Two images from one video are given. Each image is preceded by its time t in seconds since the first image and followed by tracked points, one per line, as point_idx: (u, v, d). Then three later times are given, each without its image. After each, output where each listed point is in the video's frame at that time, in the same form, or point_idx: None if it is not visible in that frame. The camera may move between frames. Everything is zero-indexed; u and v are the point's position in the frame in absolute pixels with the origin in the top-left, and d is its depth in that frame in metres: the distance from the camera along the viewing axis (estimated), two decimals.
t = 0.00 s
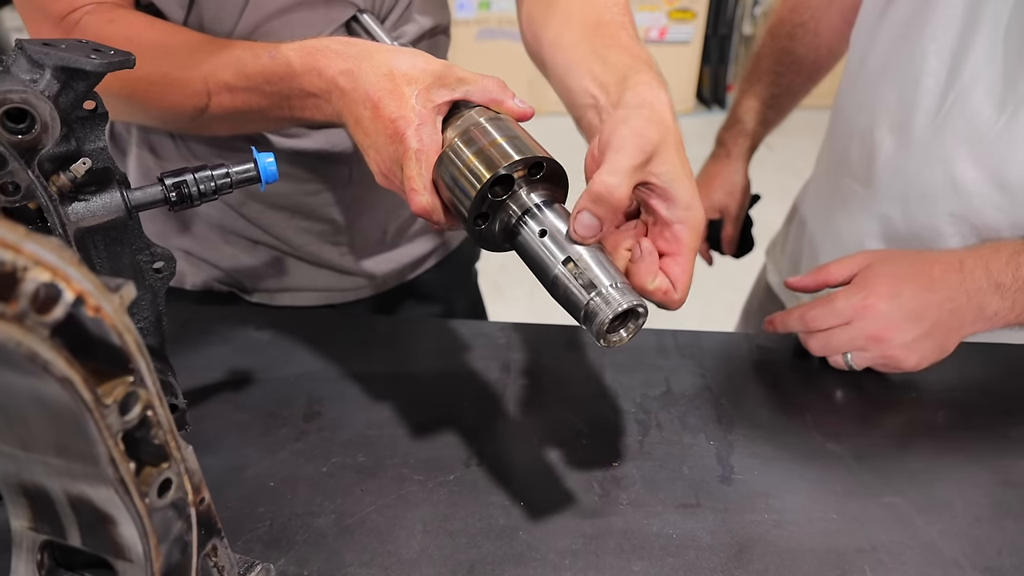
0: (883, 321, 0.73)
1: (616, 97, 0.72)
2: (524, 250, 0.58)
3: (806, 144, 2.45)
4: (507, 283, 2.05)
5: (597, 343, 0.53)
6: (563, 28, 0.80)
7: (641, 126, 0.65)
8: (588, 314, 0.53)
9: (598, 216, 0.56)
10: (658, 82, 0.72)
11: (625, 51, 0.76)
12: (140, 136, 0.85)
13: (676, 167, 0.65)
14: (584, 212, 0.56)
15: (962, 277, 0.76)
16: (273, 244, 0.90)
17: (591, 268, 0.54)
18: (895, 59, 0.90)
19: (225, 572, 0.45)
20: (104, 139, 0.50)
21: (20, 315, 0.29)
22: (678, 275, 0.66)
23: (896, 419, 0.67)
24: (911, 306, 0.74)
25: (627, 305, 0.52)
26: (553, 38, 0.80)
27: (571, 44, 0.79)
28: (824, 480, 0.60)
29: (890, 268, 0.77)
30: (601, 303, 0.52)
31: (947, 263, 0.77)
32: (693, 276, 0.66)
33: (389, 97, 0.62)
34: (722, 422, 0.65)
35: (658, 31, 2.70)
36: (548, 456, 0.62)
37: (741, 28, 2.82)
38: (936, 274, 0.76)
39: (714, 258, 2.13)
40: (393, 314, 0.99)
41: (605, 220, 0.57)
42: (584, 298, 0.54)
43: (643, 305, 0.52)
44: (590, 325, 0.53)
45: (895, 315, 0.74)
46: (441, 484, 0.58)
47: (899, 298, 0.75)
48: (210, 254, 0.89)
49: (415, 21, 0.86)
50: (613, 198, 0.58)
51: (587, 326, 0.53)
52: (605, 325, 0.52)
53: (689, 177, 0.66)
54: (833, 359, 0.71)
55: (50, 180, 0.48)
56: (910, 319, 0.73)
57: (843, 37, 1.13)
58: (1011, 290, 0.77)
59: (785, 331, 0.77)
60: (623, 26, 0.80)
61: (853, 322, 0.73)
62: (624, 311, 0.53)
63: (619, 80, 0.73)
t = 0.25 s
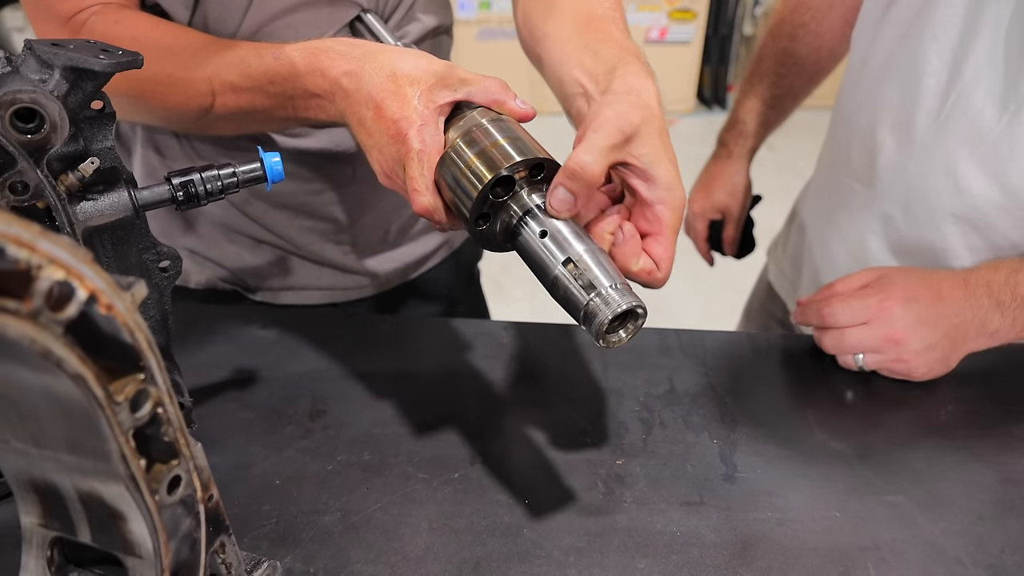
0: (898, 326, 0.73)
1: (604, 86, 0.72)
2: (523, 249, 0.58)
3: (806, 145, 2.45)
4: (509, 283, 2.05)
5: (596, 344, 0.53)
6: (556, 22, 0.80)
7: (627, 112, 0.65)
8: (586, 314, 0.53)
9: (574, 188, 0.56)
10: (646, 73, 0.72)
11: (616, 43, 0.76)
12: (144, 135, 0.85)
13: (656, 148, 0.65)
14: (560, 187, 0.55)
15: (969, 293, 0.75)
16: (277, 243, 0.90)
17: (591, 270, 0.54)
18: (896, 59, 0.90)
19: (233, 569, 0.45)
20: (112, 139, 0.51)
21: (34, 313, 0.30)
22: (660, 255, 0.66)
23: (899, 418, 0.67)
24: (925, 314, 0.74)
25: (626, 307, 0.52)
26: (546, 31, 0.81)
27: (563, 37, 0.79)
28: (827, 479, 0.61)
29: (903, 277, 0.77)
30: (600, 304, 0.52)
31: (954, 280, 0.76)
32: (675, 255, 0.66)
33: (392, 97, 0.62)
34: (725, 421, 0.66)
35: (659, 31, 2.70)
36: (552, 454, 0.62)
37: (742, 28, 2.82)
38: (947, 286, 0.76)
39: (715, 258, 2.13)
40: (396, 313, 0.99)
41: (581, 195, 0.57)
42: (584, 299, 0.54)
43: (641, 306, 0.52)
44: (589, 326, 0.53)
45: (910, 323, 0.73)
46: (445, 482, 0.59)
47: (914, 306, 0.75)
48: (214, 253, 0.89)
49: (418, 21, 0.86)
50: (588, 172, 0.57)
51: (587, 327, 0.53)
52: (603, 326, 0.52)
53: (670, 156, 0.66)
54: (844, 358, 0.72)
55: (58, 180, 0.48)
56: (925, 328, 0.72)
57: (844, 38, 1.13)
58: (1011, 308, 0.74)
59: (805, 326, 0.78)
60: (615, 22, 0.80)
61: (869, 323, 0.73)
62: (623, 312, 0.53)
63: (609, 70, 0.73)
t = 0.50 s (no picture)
0: (908, 318, 0.73)
1: (615, 106, 0.72)
2: (524, 250, 0.58)
3: (807, 145, 2.45)
4: (509, 283, 2.05)
5: (596, 345, 0.53)
6: (557, 33, 0.79)
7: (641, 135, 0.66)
8: (588, 315, 0.53)
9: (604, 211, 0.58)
10: (655, 91, 0.73)
11: (620, 58, 0.77)
12: (146, 135, 0.85)
13: (677, 175, 0.66)
14: (591, 210, 0.57)
15: (973, 297, 0.75)
16: (278, 243, 0.90)
17: (592, 271, 0.55)
18: (901, 61, 0.90)
19: (236, 571, 0.45)
20: (114, 139, 0.51)
21: (38, 314, 0.30)
22: (678, 279, 0.67)
23: (902, 419, 0.67)
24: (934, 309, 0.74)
25: (628, 307, 0.52)
26: (547, 43, 0.80)
27: (565, 51, 0.79)
28: (830, 480, 0.61)
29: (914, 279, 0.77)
30: (602, 305, 0.53)
31: (958, 283, 0.77)
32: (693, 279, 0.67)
33: (394, 98, 0.62)
34: (728, 422, 0.65)
35: (659, 31, 2.70)
36: (556, 455, 0.62)
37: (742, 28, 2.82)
38: (954, 290, 0.76)
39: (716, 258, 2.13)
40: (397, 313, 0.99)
41: (609, 218, 0.59)
42: (586, 300, 0.54)
43: (642, 307, 0.53)
44: (591, 327, 0.53)
45: (920, 318, 0.73)
46: (448, 483, 0.59)
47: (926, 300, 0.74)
48: (216, 253, 0.89)
49: (419, 21, 0.86)
50: (619, 196, 0.59)
51: (588, 328, 0.53)
52: (604, 326, 0.52)
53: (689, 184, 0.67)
54: (852, 350, 0.72)
55: (61, 180, 0.48)
56: (935, 323, 0.72)
57: (847, 39, 1.13)
58: (1012, 313, 0.74)
59: (814, 314, 0.78)
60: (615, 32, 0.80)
61: (880, 313, 0.73)
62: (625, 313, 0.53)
63: (618, 88, 0.73)
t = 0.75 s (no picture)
0: (912, 318, 0.73)
1: (603, 98, 0.72)
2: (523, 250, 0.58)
3: (808, 145, 2.45)
4: (509, 283, 2.05)
5: (596, 347, 0.53)
6: (554, 28, 0.79)
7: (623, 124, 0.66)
8: (587, 317, 0.53)
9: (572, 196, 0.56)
10: (645, 83, 0.72)
11: (613, 52, 0.76)
12: (145, 135, 0.85)
13: (656, 162, 0.65)
14: (560, 197, 0.55)
15: (975, 298, 0.75)
16: (279, 243, 0.90)
17: (592, 273, 0.54)
18: (905, 61, 0.90)
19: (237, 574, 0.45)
20: (115, 140, 0.50)
21: (38, 317, 0.29)
22: (664, 266, 0.65)
23: (904, 420, 0.67)
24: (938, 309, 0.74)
25: (627, 310, 0.52)
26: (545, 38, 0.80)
27: (562, 46, 0.78)
28: (832, 482, 0.60)
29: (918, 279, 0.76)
30: (601, 307, 0.52)
31: (961, 283, 0.77)
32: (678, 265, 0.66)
33: (394, 98, 0.62)
34: (730, 423, 0.65)
35: (659, 31, 2.70)
36: (558, 457, 0.61)
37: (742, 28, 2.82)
38: (956, 292, 0.75)
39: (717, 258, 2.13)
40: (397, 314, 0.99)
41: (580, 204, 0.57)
42: (585, 301, 0.53)
43: (642, 309, 0.52)
44: (590, 329, 0.53)
45: (924, 318, 0.73)
46: (449, 485, 0.58)
47: (929, 300, 0.74)
48: (216, 253, 0.89)
49: (420, 21, 0.86)
50: (586, 181, 0.57)
51: (588, 329, 0.53)
52: (604, 328, 0.52)
53: (669, 167, 0.66)
54: (854, 350, 0.72)
55: (61, 181, 0.48)
56: (939, 323, 0.72)
57: (851, 40, 1.13)
58: (1015, 315, 0.74)
59: (817, 314, 0.78)
60: (610, 27, 0.80)
61: (883, 313, 0.73)
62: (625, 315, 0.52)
63: (607, 80, 0.73)
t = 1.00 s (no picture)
0: (912, 318, 0.72)
1: (615, 111, 0.72)
2: (526, 248, 0.58)
3: (808, 145, 2.45)
4: (509, 283, 2.05)
5: (601, 345, 0.53)
6: (559, 36, 0.79)
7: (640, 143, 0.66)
8: (592, 315, 0.53)
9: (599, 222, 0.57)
10: (656, 95, 0.72)
11: (621, 61, 0.76)
12: (145, 135, 0.85)
13: (677, 181, 0.66)
14: (584, 222, 0.55)
15: (974, 299, 0.75)
16: (280, 244, 0.89)
17: (596, 271, 0.55)
18: (908, 61, 0.90)
19: None
20: (114, 141, 0.50)
21: (36, 320, 0.29)
22: (692, 287, 0.67)
23: (905, 421, 0.67)
24: (938, 309, 0.74)
25: (631, 307, 0.52)
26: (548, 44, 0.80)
27: (569, 55, 0.78)
28: (833, 483, 0.60)
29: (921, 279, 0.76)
30: (606, 305, 0.52)
31: (961, 284, 0.76)
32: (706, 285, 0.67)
33: (396, 97, 0.62)
34: (731, 425, 0.65)
35: (659, 31, 2.70)
36: (558, 458, 0.61)
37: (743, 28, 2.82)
38: (956, 293, 0.75)
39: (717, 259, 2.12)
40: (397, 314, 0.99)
41: (605, 229, 0.56)
42: (589, 299, 0.54)
43: (646, 306, 0.52)
44: (594, 327, 0.53)
45: (925, 319, 0.73)
46: (449, 487, 0.58)
47: (929, 300, 0.74)
48: (216, 254, 0.89)
49: (420, 22, 0.86)
50: (612, 205, 0.57)
51: (592, 327, 0.53)
52: (608, 328, 0.52)
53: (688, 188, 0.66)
54: (855, 351, 0.72)
55: (60, 182, 0.48)
56: (939, 324, 0.72)
57: (853, 41, 1.13)
58: (1016, 316, 0.74)
59: (817, 315, 0.78)
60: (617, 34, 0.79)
61: (884, 314, 0.73)
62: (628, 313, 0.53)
63: (618, 92, 0.73)
